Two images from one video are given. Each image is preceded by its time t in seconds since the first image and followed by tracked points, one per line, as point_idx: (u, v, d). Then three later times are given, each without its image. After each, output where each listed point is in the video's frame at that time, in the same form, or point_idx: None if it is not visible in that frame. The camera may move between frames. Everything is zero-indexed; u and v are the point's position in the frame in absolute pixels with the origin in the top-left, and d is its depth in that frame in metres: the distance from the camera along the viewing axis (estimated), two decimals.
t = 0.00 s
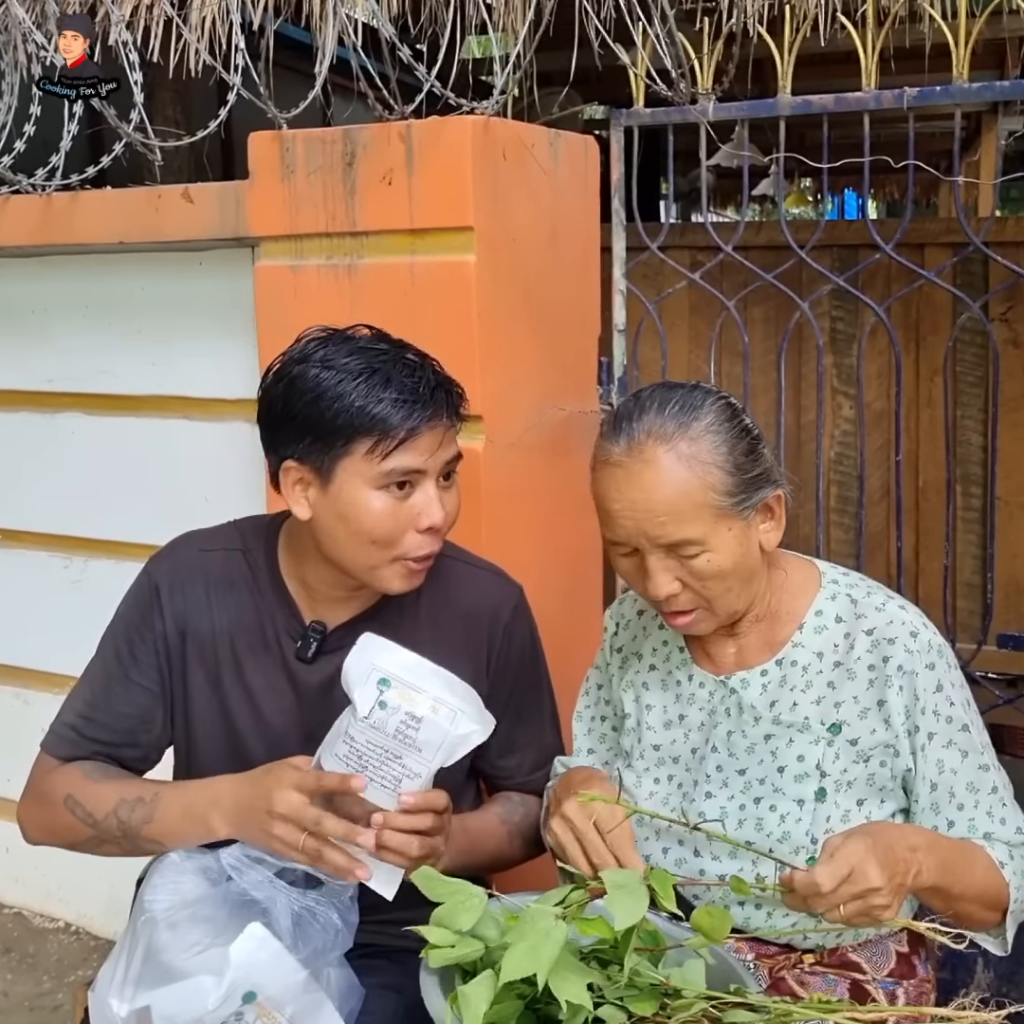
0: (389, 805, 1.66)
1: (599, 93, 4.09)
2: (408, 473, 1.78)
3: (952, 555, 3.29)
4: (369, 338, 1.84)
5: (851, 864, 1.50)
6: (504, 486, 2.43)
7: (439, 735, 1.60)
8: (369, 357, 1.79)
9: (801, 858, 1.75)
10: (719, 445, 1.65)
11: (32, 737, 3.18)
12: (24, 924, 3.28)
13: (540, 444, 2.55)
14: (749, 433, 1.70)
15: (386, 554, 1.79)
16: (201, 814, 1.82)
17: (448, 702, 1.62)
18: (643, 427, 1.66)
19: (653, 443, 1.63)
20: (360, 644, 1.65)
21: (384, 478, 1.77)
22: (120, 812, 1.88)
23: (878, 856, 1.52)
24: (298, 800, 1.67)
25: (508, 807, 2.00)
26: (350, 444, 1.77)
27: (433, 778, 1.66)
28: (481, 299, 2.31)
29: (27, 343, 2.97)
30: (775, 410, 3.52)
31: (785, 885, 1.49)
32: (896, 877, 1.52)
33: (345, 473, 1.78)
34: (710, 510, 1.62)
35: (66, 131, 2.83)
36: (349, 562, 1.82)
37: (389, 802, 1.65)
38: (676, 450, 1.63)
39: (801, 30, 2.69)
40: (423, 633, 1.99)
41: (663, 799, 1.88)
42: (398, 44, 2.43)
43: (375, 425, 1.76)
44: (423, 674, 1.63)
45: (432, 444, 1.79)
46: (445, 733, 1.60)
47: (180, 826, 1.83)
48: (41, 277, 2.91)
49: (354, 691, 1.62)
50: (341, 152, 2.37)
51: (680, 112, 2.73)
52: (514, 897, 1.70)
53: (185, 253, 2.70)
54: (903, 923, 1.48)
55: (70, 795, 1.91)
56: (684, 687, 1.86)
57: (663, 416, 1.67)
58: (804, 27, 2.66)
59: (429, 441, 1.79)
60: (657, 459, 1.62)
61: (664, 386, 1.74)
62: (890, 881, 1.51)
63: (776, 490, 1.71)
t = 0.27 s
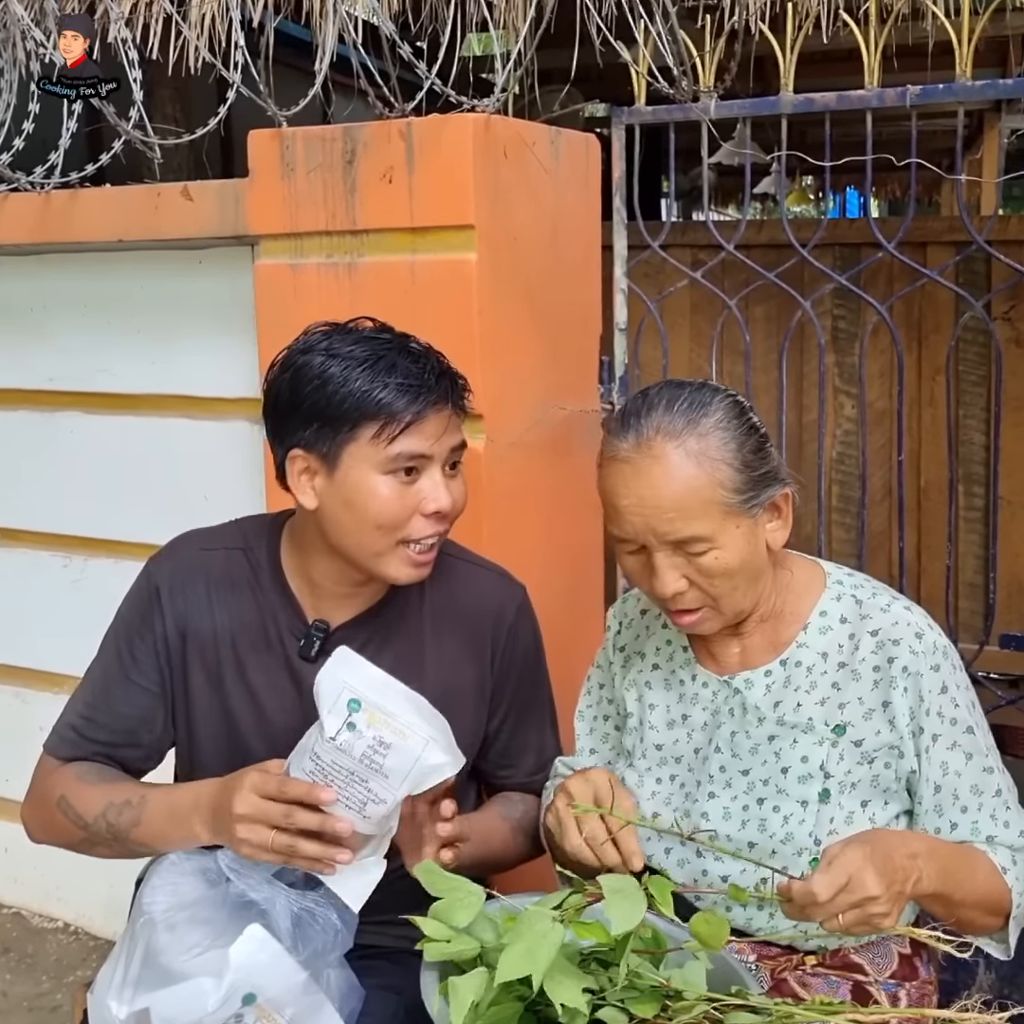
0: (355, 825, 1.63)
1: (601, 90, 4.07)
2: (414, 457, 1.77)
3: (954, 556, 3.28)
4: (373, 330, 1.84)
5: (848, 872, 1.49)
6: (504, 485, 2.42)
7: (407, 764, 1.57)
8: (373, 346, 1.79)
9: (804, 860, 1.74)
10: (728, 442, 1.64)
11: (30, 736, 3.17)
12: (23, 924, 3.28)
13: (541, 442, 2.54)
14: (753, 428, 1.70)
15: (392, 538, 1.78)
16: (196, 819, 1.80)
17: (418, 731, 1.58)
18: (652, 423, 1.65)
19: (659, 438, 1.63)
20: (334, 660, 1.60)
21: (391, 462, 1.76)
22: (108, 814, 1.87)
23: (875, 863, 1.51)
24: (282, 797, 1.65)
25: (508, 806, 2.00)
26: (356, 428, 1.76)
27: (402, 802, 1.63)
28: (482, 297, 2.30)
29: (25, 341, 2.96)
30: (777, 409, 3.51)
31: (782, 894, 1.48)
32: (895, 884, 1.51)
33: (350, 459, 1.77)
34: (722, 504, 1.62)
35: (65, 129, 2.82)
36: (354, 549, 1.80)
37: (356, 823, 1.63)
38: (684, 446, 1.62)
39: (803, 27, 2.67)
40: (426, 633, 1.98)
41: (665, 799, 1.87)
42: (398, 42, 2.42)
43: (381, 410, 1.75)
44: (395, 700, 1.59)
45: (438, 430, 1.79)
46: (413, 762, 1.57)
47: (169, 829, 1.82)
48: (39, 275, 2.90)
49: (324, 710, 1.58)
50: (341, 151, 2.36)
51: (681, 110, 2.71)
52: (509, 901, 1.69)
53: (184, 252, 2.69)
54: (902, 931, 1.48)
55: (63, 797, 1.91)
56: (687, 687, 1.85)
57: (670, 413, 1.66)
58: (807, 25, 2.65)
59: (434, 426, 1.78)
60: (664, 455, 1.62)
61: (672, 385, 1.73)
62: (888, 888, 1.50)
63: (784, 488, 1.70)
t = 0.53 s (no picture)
0: (326, 807, 1.62)
1: (603, 87, 4.06)
2: (421, 455, 1.76)
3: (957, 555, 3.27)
4: (381, 327, 1.83)
5: (844, 877, 1.48)
6: (505, 484, 2.42)
7: (371, 735, 1.57)
8: (382, 343, 1.78)
9: (806, 861, 1.74)
10: (730, 441, 1.63)
11: (29, 735, 3.17)
12: (23, 924, 3.27)
13: (542, 441, 2.53)
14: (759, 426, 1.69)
15: (398, 536, 1.77)
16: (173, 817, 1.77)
17: (381, 701, 1.58)
18: (655, 419, 1.64)
19: (661, 435, 1.62)
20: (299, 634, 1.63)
21: (398, 460, 1.76)
22: (94, 805, 1.86)
23: (874, 868, 1.50)
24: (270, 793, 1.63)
25: (508, 808, 1.99)
26: (363, 427, 1.75)
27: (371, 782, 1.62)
28: (483, 295, 2.30)
29: (25, 340, 2.95)
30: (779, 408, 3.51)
31: (780, 899, 1.47)
32: (895, 889, 1.50)
33: (358, 456, 1.76)
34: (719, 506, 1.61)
35: (65, 127, 2.81)
36: (359, 546, 1.80)
37: (326, 803, 1.61)
38: (685, 444, 1.61)
39: (806, 25, 2.66)
40: (427, 632, 1.97)
41: (667, 799, 1.86)
42: (399, 40, 2.41)
43: (388, 408, 1.75)
44: (359, 671, 1.60)
45: (445, 429, 1.78)
46: (376, 733, 1.57)
47: (152, 822, 1.79)
48: (38, 274, 2.89)
49: (290, 684, 1.61)
50: (341, 149, 2.35)
51: (683, 108, 2.70)
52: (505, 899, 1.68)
53: (184, 250, 2.69)
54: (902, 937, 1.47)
55: (53, 789, 1.89)
56: (690, 687, 1.84)
57: (673, 409, 1.65)
58: (810, 23, 2.64)
59: (442, 425, 1.78)
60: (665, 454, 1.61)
61: (681, 381, 1.71)
62: (887, 893, 1.49)
63: (788, 488, 1.69)
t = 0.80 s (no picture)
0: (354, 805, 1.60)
1: (603, 84, 4.05)
2: (425, 478, 1.75)
3: (959, 553, 3.26)
4: (384, 341, 1.80)
5: (851, 885, 1.47)
6: (506, 484, 2.41)
7: (401, 734, 1.55)
8: (386, 360, 1.76)
9: (810, 864, 1.73)
10: (720, 447, 1.62)
11: (28, 736, 3.16)
12: (22, 925, 3.26)
13: (542, 441, 2.52)
14: (762, 430, 1.67)
15: (401, 556, 1.77)
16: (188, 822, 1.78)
17: (411, 700, 1.56)
18: (648, 418, 1.64)
19: (651, 439, 1.62)
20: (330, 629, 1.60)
21: (401, 482, 1.75)
22: (112, 806, 1.85)
23: (879, 874, 1.49)
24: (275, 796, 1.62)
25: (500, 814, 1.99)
26: (366, 448, 1.74)
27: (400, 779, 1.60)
28: (483, 294, 2.29)
29: (23, 339, 2.94)
30: (780, 406, 3.50)
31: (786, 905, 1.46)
32: (901, 894, 1.49)
33: (361, 478, 1.75)
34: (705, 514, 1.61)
35: (62, 125, 2.80)
36: (362, 563, 1.79)
37: (353, 801, 1.60)
38: (674, 448, 1.61)
39: (806, 21, 2.65)
40: (428, 633, 1.96)
41: (669, 801, 1.85)
42: (398, 37, 2.39)
43: (391, 428, 1.73)
44: (389, 669, 1.58)
45: (449, 449, 1.77)
46: (406, 733, 1.55)
47: (173, 822, 1.79)
48: (36, 272, 2.88)
49: (319, 680, 1.58)
50: (340, 147, 2.34)
51: (683, 105, 2.69)
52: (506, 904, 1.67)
53: (182, 249, 2.68)
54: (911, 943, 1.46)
55: (65, 792, 1.89)
56: (692, 687, 1.83)
57: (668, 409, 1.65)
58: (809, 20, 2.63)
59: (446, 446, 1.77)
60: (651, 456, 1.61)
61: (682, 380, 1.70)
62: (894, 899, 1.49)
63: (780, 499, 1.67)
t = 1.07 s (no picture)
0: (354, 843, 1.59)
1: (602, 81, 4.04)
2: (411, 480, 1.74)
3: (961, 550, 3.25)
4: (383, 340, 1.79)
5: (857, 884, 1.46)
6: (507, 483, 2.40)
7: (395, 782, 1.52)
8: (380, 359, 1.75)
9: (813, 864, 1.72)
10: (702, 466, 1.61)
11: (28, 736, 3.15)
12: (21, 926, 3.26)
13: (542, 440, 2.51)
14: (755, 444, 1.67)
15: (386, 559, 1.76)
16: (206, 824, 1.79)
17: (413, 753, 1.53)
18: (633, 429, 1.64)
19: (634, 456, 1.61)
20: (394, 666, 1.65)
21: (386, 484, 1.74)
22: (134, 804, 1.84)
23: (886, 874, 1.48)
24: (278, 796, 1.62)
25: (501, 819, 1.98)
26: (352, 448, 1.73)
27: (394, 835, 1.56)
28: (482, 291, 2.27)
29: (21, 338, 2.93)
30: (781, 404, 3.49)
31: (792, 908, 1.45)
32: (908, 895, 1.48)
33: (347, 479, 1.74)
34: (689, 521, 1.60)
35: (60, 123, 2.79)
36: (349, 562, 1.79)
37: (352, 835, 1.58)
38: (655, 467, 1.60)
39: (807, 18, 2.64)
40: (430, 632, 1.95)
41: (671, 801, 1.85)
42: (396, 33, 2.38)
43: (377, 430, 1.72)
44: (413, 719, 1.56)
45: (437, 453, 1.75)
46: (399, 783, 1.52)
47: (200, 814, 1.78)
48: (34, 272, 2.87)
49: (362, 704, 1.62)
50: (339, 144, 2.33)
51: (682, 102, 2.68)
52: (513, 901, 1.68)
53: (180, 247, 2.67)
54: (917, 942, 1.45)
55: (82, 789, 1.87)
56: (694, 687, 1.83)
57: (657, 417, 1.64)
58: (810, 16, 2.61)
59: (435, 449, 1.75)
60: (640, 463, 1.61)
61: (671, 388, 1.70)
62: (902, 900, 1.48)
63: (766, 515, 1.65)
